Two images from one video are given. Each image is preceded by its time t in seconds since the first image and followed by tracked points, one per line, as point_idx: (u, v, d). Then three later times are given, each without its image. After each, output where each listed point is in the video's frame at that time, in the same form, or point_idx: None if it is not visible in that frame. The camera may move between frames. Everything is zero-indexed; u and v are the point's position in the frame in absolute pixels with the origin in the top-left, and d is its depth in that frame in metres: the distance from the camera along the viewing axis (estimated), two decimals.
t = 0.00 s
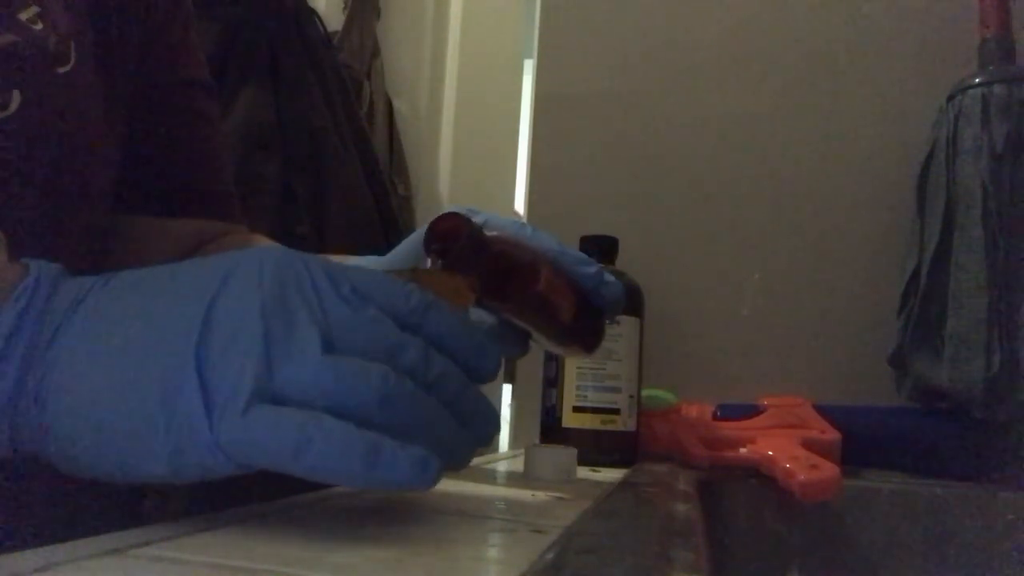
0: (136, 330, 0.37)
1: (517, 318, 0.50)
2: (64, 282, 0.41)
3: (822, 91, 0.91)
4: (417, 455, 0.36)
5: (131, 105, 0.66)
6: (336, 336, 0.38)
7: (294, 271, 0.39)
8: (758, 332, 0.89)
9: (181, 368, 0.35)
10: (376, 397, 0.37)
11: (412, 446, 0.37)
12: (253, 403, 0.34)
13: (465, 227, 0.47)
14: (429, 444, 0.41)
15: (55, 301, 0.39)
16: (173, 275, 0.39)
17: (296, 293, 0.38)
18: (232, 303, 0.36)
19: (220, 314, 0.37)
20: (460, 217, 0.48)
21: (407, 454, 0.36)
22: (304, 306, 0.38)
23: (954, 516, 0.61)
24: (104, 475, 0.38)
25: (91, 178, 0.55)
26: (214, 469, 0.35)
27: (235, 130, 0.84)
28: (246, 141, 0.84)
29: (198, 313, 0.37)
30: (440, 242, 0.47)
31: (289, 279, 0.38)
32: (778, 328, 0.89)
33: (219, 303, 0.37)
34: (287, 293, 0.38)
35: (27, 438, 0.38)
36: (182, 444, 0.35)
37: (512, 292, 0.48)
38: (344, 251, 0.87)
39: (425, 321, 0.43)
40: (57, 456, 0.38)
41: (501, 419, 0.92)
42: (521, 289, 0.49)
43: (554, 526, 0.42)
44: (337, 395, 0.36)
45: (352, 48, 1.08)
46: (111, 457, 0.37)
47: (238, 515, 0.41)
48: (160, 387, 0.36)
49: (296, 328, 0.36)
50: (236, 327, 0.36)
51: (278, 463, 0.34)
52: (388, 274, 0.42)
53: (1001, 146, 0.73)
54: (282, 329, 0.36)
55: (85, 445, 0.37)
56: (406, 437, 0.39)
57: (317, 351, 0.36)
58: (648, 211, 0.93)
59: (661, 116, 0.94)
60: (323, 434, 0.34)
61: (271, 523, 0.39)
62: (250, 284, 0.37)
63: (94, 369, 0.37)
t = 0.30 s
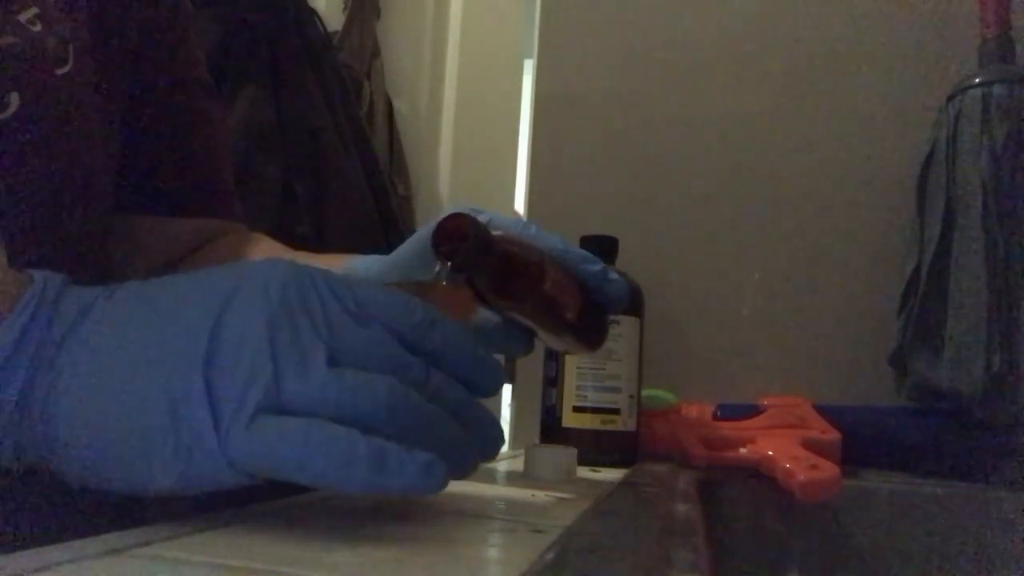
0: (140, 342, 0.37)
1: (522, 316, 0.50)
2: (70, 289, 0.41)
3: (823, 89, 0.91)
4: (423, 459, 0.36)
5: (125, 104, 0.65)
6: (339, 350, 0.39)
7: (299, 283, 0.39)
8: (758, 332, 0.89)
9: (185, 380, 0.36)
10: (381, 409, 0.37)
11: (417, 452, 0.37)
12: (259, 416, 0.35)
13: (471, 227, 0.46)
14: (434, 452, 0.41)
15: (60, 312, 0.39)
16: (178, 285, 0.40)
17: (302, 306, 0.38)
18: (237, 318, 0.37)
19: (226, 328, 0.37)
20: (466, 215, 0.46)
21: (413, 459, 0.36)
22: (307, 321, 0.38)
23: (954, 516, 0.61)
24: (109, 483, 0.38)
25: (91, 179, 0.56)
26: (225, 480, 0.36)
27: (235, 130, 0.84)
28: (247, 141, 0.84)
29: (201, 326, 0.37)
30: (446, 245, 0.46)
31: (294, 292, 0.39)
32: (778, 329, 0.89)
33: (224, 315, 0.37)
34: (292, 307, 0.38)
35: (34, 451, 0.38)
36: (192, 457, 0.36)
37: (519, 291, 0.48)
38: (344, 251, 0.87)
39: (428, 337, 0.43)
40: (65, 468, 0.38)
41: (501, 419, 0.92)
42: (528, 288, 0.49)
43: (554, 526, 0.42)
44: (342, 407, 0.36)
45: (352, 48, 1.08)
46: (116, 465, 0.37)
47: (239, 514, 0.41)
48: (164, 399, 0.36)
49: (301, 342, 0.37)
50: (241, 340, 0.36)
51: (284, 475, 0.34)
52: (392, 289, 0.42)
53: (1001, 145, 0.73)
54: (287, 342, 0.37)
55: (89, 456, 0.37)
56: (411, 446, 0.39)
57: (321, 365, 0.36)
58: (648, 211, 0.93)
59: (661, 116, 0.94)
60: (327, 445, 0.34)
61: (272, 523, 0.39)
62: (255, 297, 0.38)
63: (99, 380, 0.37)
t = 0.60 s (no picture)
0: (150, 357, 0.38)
1: (530, 313, 0.50)
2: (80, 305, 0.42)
3: (823, 89, 0.91)
4: (430, 474, 0.36)
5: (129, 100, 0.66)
6: (347, 367, 0.40)
7: (308, 303, 0.40)
8: (758, 332, 0.89)
9: (195, 394, 0.36)
10: (389, 425, 0.38)
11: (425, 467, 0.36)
12: (268, 430, 0.35)
13: (479, 227, 0.46)
14: (440, 468, 0.41)
15: (71, 329, 0.40)
16: (188, 304, 0.40)
17: (311, 325, 0.39)
18: (250, 335, 0.38)
19: (237, 344, 0.38)
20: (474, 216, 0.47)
21: (420, 474, 0.36)
22: (315, 339, 0.39)
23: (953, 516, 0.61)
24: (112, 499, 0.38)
25: (93, 180, 0.55)
26: (235, 495, 0.36)
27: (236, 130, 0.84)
28: (247, 141, 0.84)
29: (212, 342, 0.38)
30: (456, 246, 0.47)
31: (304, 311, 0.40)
32: (778, 329, 0.89)
33: (236, 333, 0.38)
34: (301, 325, 0.39)
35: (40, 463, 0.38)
36: (200, 471, 0.36)
37: (527, 291, 0.49)
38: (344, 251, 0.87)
39: (436, 355, 0.44)
40: (67, 482, 0.38)
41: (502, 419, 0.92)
42: (538, 289, 0.49)
43: (554, 526, 0.42)
44: (350, 424, 0.37)
45: (352, 47, 1.08)
46: (120, 480, 0.36)
47: (241, 515, 0.41)
48: (174, 415, 0.36)
49: (311, 359, 0.38)
50: (252, 357, 0.37)
51: (293, 489, 0.35)
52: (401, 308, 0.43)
53: (1001, 145, 0.73)
54: (297, 358, 0.37)
55: (93, 472, 0.37)
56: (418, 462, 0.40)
57: (329, 382, 0.37)
58: (648, 211, 0.93)
59: (661, 116, 0.94)
60: (335, 458, 0.35)
61: (274, 524, 0.39)
62: (267, 316, 0.38)
63: (107, 395, 0.37)
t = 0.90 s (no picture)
0: (157, 370, 0.38)
1: (534, 314, 0.50)
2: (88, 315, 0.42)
3: (823, 89, 0.91)
4: (429, 492, 0.36)
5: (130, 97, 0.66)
6: (352, 382, 0.40)
7: (314, 317, 0.41)
8: (758, 333, 0.89)
9: (200, 406, 0.37)
10: (392, 441, 0.38)
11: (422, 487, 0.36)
12: (269, 444, 0.36)
13: (488, 230, 0.45)
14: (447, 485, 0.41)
15: (80, 340, 0.40)
16: (196, 318, 0.41)
17: (316, 340, 0.40)
18: (255, 348, 0.38)
19: (242, 358, 0.38)
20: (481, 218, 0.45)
21: (418, 492, 0.35)
22: (319, 354, 0.39)
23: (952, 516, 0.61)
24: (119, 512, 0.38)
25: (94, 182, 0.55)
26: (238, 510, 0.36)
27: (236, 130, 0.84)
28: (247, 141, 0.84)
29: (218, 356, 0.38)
30: (461, 248, 0.45)
31: (309, 326, 0.40)
32: (778, 328, 0.89)
33: (241, 347, 0.39)
34: (306, 340, 0.39)
35: (46, 475, 0.38)
36: (203, 483, 0.36)
37: (532, 291, 0.48)
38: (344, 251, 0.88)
39: (440, 368, 0.44)
40: (73, 492, 0.38)
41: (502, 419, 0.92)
42: (544, 288, 0.49)
43: (554, 526, 0.42)
44: (353, 438, 0.37)
45: (353, 47, 1.08)
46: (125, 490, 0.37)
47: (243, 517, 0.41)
48: (178, 427, 0.36)
49: (315, 374, 0.38)
50: (258, 371, 0.37)
51: (294, 504, 0.35)
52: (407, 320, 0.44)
53: (1001, 146, 0.73)
54: (300, 372, 0.38)
55: (99, 482, 0.37)
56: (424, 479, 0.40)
57: (332, 395, 0.37)
58: (648, 211, 0.93)
59: (662, 116, 0.94)
60: (335, 472, 0.35)
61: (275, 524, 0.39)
62: (272, 330, 0.39)
63: (114, 406, 0.37)
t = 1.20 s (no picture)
0: (158, 374, 0.38)
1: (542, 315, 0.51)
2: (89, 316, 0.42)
3: (823, 89, 0.91)
4: (426, 497, 0.35)
5: (132, 98, 0.66)
6: (352, 389, 0.40)
7: (315, 321, 0.41)
8: (758, 333, 0.89)
9: (201, 413, 0.37)
10: (391, 446, 0.37)
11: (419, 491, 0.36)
12: (268, 452, 0.36)
13: (489, 231, 0.46)
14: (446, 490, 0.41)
15: (80, 342, 0.40)
16: (197, 321, 0.41)
17: (316, 345, 0.40)
18: (255, 352, 0.38)
19: (242, 364, 0.38)
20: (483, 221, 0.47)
21: (415, 496, 0.35)
22: (320, 359, 0.39)
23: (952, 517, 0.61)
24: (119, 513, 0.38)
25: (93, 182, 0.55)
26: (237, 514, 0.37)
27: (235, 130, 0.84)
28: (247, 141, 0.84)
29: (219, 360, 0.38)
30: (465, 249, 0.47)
31: (309, 330, 0.40)
32: (778, 328, 0.89)
33: (242, 352, 0.39)
34: (306, 346, 0.39)
35: (47, 479, 0.38)
36: (203, 488, 0.36)
37: (537, 291, 0.49)
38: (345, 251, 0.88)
39: (440, 374, 0.44)
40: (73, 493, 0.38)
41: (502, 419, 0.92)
42: (549, 288, 0.49)
43: (554, 526, 0.42)
44: (352, 445, 0.37)
45: (353, 47, 1.08)
46: (126, 494, 0.37)
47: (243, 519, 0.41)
48: (178, 432, 0.36)
49: (314, 381, 0.38)
50: (258, 378, 0.37)
51: (293, 511, 0.35)
52: (408, 326, 0.44)
53: (1001, 145, 0.73)
54: (301, 378, 0.38)
55: (99, 486, 0.37)
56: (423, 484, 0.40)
57: (331, 402, 0.37)
58: (648, 211, 0.93)
59: (662, 116, 0.94)
60: (333, 479, 0.35)
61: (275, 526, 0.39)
62: (272, 335, 0.39)
63: (114, 409, 0.37)
